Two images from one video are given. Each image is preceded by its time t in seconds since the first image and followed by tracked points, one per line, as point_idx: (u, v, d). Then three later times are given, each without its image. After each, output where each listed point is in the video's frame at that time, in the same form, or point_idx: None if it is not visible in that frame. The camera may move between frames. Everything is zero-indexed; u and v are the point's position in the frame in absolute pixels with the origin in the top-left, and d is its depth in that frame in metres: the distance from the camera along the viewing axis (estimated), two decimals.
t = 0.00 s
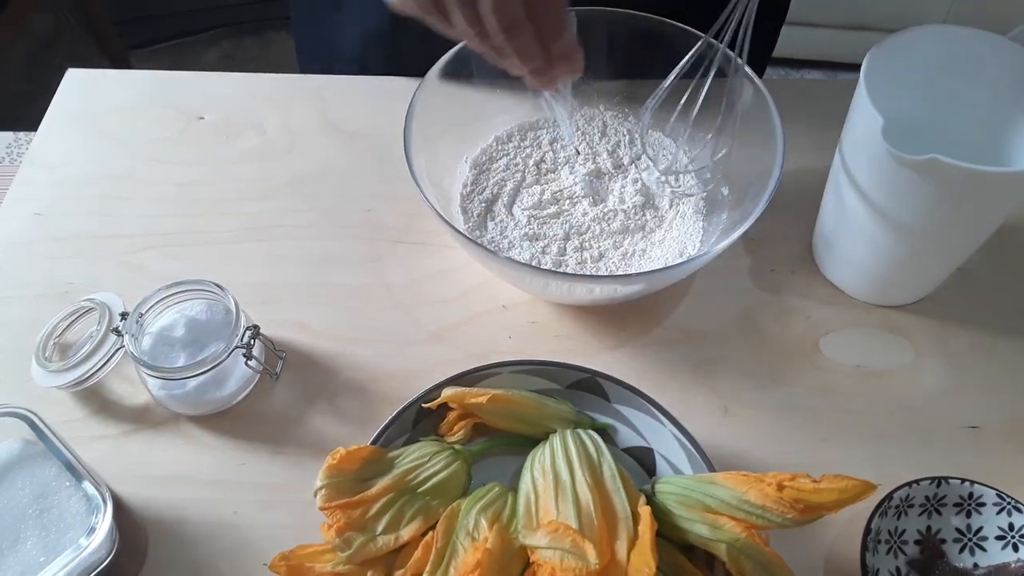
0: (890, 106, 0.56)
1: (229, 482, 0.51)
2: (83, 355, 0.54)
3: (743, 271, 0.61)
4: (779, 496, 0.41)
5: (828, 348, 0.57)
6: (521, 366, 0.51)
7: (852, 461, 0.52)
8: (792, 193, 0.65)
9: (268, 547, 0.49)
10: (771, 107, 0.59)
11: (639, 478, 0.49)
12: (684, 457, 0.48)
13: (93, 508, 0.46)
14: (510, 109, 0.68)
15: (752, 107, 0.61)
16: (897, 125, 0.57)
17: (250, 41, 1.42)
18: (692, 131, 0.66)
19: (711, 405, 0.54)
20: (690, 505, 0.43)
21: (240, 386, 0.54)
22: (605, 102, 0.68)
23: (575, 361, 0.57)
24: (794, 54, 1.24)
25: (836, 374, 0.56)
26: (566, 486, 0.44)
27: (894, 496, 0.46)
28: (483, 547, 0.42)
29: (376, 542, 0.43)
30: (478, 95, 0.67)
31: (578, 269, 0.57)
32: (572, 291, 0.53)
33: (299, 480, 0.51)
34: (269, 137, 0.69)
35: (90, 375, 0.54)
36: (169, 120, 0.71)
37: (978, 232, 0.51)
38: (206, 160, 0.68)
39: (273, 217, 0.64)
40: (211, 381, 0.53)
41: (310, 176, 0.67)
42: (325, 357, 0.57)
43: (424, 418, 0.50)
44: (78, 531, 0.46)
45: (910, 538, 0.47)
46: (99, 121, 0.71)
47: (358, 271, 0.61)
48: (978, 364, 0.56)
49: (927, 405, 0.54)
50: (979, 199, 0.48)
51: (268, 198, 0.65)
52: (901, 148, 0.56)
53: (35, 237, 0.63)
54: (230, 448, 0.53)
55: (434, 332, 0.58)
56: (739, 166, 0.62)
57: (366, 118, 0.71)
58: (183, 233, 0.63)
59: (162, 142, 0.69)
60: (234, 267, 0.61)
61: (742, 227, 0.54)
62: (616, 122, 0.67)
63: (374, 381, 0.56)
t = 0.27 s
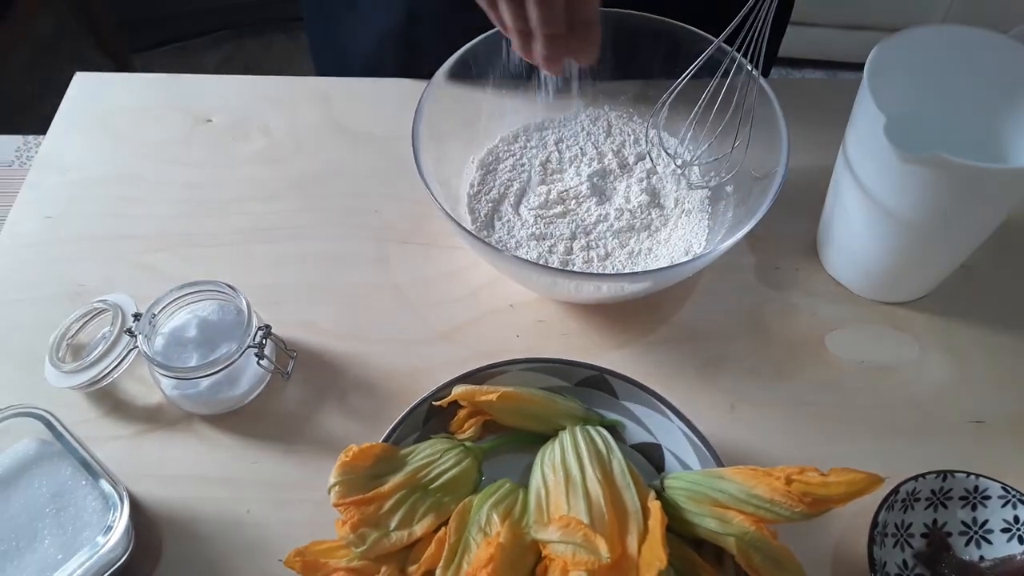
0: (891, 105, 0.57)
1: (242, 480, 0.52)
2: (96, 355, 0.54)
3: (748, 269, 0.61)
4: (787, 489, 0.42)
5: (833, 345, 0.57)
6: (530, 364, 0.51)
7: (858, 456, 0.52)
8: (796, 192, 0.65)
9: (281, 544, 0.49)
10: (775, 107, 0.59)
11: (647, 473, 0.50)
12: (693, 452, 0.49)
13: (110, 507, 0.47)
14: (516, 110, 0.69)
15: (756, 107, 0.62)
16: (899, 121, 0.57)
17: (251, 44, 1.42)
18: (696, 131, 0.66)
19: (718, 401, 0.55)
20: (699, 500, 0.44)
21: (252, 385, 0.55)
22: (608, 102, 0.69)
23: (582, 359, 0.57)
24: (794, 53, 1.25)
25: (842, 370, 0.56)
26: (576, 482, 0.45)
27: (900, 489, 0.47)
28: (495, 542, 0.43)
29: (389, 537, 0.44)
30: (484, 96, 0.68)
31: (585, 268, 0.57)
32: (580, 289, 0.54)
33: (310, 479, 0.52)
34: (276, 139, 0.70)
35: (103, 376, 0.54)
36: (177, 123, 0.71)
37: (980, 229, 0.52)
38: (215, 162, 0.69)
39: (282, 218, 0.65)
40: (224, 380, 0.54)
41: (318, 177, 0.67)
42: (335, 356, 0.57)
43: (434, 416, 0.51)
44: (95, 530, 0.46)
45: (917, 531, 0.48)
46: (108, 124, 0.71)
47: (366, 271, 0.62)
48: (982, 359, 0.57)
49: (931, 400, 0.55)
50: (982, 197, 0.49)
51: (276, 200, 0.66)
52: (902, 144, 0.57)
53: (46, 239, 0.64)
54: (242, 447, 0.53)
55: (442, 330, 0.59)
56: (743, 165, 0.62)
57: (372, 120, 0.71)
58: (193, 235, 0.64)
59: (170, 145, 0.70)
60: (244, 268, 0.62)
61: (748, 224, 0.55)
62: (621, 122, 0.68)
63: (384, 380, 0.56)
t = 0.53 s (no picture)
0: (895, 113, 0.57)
1: (253, 483, 0.52)
2: (109, 360, 0.55)
3: (753, 275, 0.62)
4: (794, 493, 0.42)
5: (838, 351, 0.58)
6: (539, 369, 0.52)
7: (863, 460, 0.53)
8: (801, 199, 0.66)
9: (292, 547, 0.50)
10: (780, 115, 0.60)
11: (654, 477, 0.50)
12: (700, 457, 0.49)
13: (124, 510, 0.47)
14: (523, 118, 0.69)
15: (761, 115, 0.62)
16: (903, 128, 0.58)
17: (257, 51, 1.43)
18: (701, 138, 0.67)
19: (723, 406, 0.55)
20: (706, 503, 0.44)
21: (263, 390, 0.55)
22: (614, 110, 0.70)
23: (589, 364, 0.58)
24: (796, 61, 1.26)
25: (846, 375, 0.57)
26: (585, 486, 0.45)
27: (905, 494, 0.47)
28: (505, 545, 0.43)
29: (400, 540, 0.44)
30: (491, 103, 0.68)
31: (592, 274, 0.58)
32: (587, 295, 0.54)
33: (320, 482, 0.52)
34: (285, 145, 0.71)
35: (116, 381, 0.55)
36: (188, 129, 0.72)
37: (984, 237, 0.52)
38: (225, 169, 0.69)
39: (291, 224, 0.66)
40: (236, 384, 0.55)
41: (326, 184, 0.68)
42: (344, 360, 0.58)
43: (444, 420, 0.51)
44: (109, 532, 0.47)
45: (921, 535, 0.48)
46: (119, 131, 0.72)
47: (375, 277, 0.62)
48: (986, 365, 0.57)
49: (935, 405, 0.55)
50: (985, 204, 0.49)
51: (286, 206, 0.67)
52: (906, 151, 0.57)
53: (58, 245, 0.65)
54: (253, 451, 0.54)
55: (450, 335, 0.59)
56: (749, 173, 0.63)
57: (381, 127, 0.72)
58: (203, 240, 0.65)
59: (181, 151, 0.71)
60: (254, 273, 0.63)
61: (754, 230, 0.55)
62: (627, 130, 0.68)
63: (393, 384, 0.57)
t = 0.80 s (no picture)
0: (891, 114, 0.57)
1: (245, 483, 0.52)
2: (101, 359, 0.55)
3: (747, 275, 0.62)
4: (788, 493, 0.42)
5: (832, 351, 0.58)
6: (533, 369, 0.52)
7: (857, 460, 0.53)
8: (795, 199, 0.66)
9: (284, 547, 0.50)
10: (775, 115, 0.60)
11: (648, 477, 0.50)
12: (694, 457, 0.49)
13: (115, 510, 0.47)
14: (518, 117, 0.69)
15: (756, 114, 0.62)
16: (897, 129, 0.58)
17: (251, 49, 1.43)
18: (696, 138, 0.67)
19: (717, 406, 0.55)
20: (700, 503, 0.44)
21: (256, 389, 0.55)
22: (609, 109, 0.70)
23: (583, 363, 0.58)
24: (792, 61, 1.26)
25: (840, 375, 0.57)
26: (579, 486, 0.45)
27: (899, 493, 0.47)
28: (498, 545, 0.43)
29: (393, 540, 0.44)
30: (486, 102, 0.68)
31: (587, 273, 0.58)
32: (582, 294, 0.54)
33: (313, 481, 0.52)
34: (279, 144, 0.71)
35: (108, 380, 0.55)
36: (181, 128, 0.72)
37: (978, 237, 0.52)
38: (219, 167, 0.69)
39: (285, 224, 0.65)
40: (228, 384, 0.54)
41: (320, 183, 0.68)
42: (338, 360, 0.58)
43: (437, 420, 0.51)
44: (100, 532, 0.46)
45: (915, 535, 0.48)
46: (112, 129, 0.72)
47: (369, 276, 0.62)
48: (980, 365, 0.57)
49: (929, 405, 0.55)
50: (979, 205, 0.49)
51: (280, 205, 0.67)
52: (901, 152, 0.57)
53: (50, 243, 0.64)
54: (245, 450, 0.54)
55: (444, 335, 0.59)
56: (743, 172, 0.63)
57: (375, 126, 0.72)
58: (197, 239, 0.64)
59: (174, 150, 0.70)
60: (247, 272, 0.62)
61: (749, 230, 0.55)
62: (622, 129, 0.68)
63: (387, 383, 0.57)
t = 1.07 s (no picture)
0: (887, 109, 0.57)
1: (236, 483, 0.52)
2: (90, 357, 0.54)
3: (743, 272, 0.61)
4: (782, 493, 0.42)
5: (828, 349, 0.57)
6: (526, 367, 0.51)
7: (853, 459, 0.52)
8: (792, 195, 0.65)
9: (276, 547, 0.49)
10: (771, 110, 0.59)
11: (642, 476, 0.50)
12: (688, 456, 0.49)
13: (103, 510, 0.46)
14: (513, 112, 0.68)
15: (752, 110, 0.62)
16: (896, 126, 0.57)
17: (247, 45, 1.42)
18: (693, 134, 0.66)
19: (713, 405, 0.55)
20: (694, 503, 0.44)
21: (247, 387, 0.55)
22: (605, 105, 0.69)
23: (578, 362, 0.57)
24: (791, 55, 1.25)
25: (837, 373, 0.56)
26: (572, 486, 0.45)
27: (895, 493, 0.47)
28: (490, 546, 0.43)
29: (384, 541, 0.44)
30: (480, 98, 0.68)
31: (581, 271, 0.57)
32: (576, 292, 0.54)
33: (304, 481, 0.52)
34: (272, 140, 0.70)
35: (97, 378, 0.54)
36: (173, 123, 0.71)
37: (976, 234, 0.52)
38: (210, 163, 0.68)
39: (277, 220, 0.65)
40: (219, 382, 0.54)
41: (313, 179, 0.67)
42: (330, 358, 0.57)
43: (429, 419, 0.51)
44: (88, 533, 0.46)
45: (911, 535, 0.48)
46: (104, 124, 0.71)
47: (362, 273, 0.62)
48: (977, 363, 0.57)
49: (926, 403, 0.55)
50: (978, 201, 0.48)
51: (272, 201, 0.66)
52: (900, 149, 0.57)
53: (40, 240, 0.64)
54: (236, 450, 0.53)
55: (438, 333, 0.59)
56: (740, 169, 0.63)
57: (369, 121, 0.71)
58: (189, 236, 0.64)
59: (166, 146, 0.70)
60: (239, 270, 0.62)
61: (744, 227, 0.55)
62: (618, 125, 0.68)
63: (379, 382, 0.56)
